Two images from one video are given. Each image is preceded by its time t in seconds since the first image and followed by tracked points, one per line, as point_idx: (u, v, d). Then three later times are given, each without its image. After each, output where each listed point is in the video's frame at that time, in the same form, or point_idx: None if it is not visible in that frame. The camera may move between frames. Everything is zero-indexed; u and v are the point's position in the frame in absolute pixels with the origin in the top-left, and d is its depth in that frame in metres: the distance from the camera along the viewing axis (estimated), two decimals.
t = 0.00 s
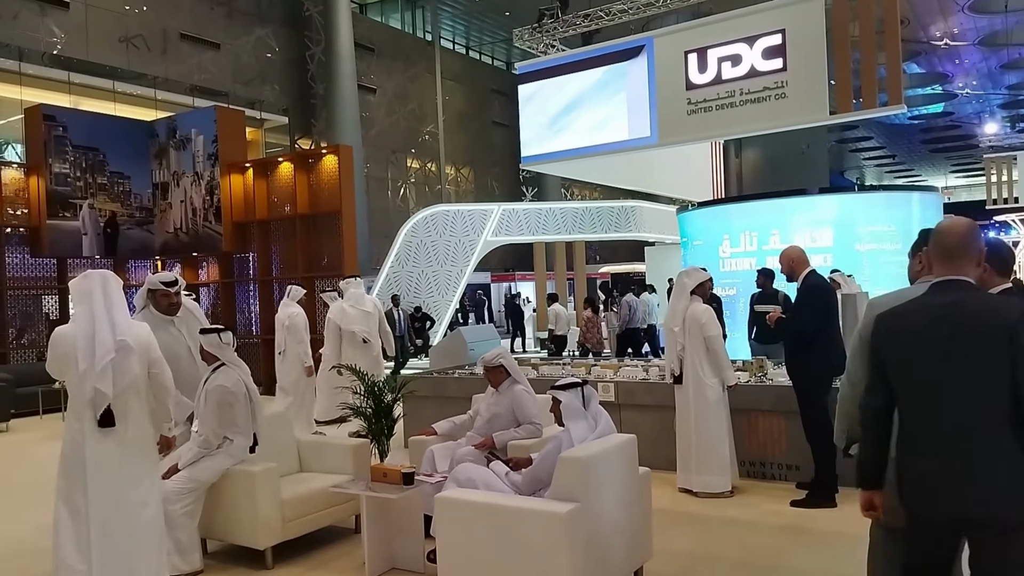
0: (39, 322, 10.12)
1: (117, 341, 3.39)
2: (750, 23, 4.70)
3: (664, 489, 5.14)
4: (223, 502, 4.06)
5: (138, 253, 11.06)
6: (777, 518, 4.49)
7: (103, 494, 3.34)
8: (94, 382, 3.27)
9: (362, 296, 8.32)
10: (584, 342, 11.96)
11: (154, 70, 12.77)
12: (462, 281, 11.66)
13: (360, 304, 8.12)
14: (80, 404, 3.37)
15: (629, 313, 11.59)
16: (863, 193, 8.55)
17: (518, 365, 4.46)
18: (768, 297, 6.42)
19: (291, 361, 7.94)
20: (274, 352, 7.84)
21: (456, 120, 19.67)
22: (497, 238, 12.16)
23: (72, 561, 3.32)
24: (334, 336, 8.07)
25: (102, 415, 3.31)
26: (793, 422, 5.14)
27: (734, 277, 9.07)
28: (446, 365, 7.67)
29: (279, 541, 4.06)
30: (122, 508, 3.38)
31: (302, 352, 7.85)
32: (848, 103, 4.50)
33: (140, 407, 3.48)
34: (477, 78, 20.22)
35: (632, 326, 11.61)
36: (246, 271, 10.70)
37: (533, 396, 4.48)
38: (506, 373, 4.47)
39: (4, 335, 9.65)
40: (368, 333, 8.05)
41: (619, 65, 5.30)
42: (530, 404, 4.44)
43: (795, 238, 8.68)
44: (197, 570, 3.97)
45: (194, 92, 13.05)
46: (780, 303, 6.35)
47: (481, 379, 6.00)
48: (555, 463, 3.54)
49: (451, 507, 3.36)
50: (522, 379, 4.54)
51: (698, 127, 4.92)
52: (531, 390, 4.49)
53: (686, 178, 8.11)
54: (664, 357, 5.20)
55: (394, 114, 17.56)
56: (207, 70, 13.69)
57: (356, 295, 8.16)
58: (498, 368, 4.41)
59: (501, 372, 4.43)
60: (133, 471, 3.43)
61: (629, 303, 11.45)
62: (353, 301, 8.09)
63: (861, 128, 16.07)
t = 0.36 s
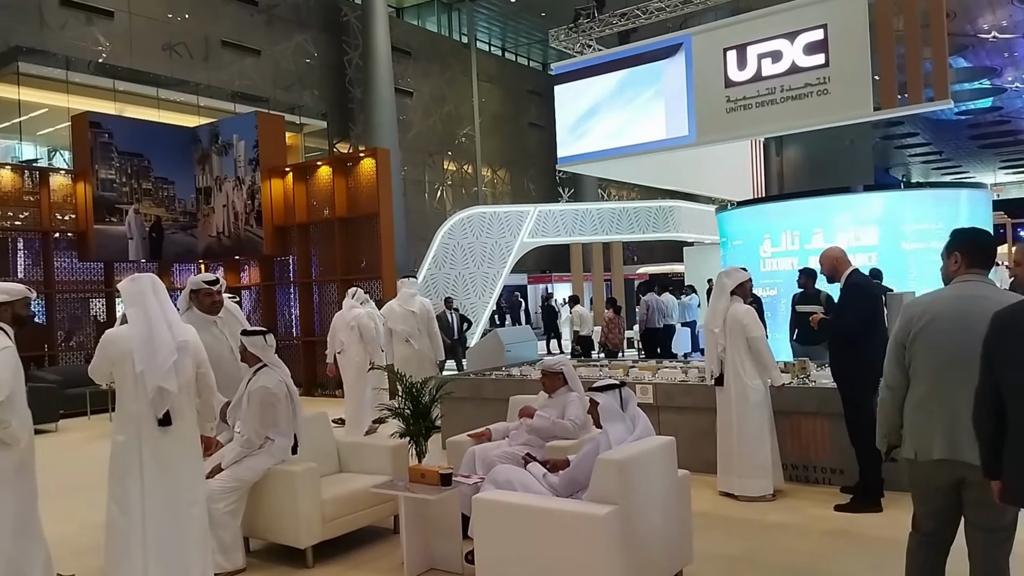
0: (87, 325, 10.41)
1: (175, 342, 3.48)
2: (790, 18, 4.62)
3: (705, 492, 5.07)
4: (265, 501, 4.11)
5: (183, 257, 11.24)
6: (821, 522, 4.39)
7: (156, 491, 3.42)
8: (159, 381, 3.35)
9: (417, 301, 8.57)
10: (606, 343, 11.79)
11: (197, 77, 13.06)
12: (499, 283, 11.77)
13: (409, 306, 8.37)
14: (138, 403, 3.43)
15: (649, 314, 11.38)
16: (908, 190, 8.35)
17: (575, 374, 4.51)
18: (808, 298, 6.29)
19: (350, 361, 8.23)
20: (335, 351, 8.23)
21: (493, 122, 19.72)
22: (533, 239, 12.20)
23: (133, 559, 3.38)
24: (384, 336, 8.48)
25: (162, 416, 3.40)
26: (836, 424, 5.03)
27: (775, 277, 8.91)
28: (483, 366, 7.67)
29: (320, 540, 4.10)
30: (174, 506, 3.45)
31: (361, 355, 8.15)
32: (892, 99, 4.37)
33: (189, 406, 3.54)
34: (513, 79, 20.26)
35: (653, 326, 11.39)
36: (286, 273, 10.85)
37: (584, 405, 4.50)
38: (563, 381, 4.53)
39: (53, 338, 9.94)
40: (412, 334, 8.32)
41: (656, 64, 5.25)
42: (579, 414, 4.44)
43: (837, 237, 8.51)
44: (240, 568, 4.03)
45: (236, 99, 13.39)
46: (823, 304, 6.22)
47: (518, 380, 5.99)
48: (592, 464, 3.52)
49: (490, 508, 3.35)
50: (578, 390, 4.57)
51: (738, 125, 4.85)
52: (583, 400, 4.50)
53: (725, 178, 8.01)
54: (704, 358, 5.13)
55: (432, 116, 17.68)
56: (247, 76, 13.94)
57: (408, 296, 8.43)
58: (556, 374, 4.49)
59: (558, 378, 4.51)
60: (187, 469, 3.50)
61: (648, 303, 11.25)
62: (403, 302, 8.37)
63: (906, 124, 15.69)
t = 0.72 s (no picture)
0: (138, 327, 10.67)
1: (220, 345, 3.55)
2: (836, 11, 4.52)
3: (749, 495, 4.99)
4: (310, 499, 4.17)
5: (229, 260, 11.50)
6: (870, 526, 4.29)
7: (204, 489, 3.48)
8: (206, 382, 3.42)
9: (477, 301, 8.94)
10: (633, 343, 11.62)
11: (241, 82, 13.37)
12: (537, 284, 11.80)
13: (470, 306, 8.70)
14: (185, 404, 3.52)
15: (681, 316, 11.28)
16: (961, 186, 8.09)
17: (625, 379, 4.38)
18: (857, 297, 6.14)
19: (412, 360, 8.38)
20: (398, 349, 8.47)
21: (532, 122, 19.72)
22: (573, 240, 12.24)
23: (182, 557, 3.46)
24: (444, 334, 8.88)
25: (208, 416, 3.47)
26: (886, 426, 4.91)
27: (822, 276, 8.72)
28: (524, 367, 7.66)
29: (364, 539, 4.14)
30: (221, 504, 3.51)
31: (424, 351, 8.39)
32: (942, 91, 4.23)
33: (236, 406, 3.61)
34: (552, 79, 20.26)
35: (685, 328, 11.29)
36: (329, 275, 10.99)
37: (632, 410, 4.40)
38: (613, 382, 4.41)
39: (105, 339, 10.22)
40: (472, 334, 8.68)
41: (697, 61, 5.18)
42: (625, 422, 4.38)
43: (887, 234, 8.29)
44: (287, 565, 4.09)
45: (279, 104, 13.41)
46: (872, 303, 6.08)
47: (559, 381, 5.97)
48: (635, 465, 3.49)
49: (530, 508, 3.35)
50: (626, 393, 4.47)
51: (782, 121, 4.76)
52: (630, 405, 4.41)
53: (769, 175, 7.88)
54: (749, 359, 5.05)
55: (471, 117, 17.76)
56: (289, 82, 14.18)
57: (469, 296, 8.75)
58: (606, 378, 4.36)
59: (607, 380, 4.39)
60: (233, 468, 3.56)
61: (681, 305, 11.14)
62: (464, 303, 8.69)
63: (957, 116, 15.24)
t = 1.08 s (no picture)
0: (190, 329, 10.91)
1: (255, 350, 3.59)
2: (887, 3, 4.39)
3: (800, 501, 4.88)
4: (355, 499, 4.20)
5: (276, 263, 11.70)
6: (927, 534, 4.15)
7: (245, 488, 3.55)
8: (236, 387, 3.52)
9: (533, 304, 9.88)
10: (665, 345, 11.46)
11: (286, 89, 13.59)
12: (579, 285, 11.89)
13: (525, 308, 9.69)
14: (228, 405, 3.60)
15: (717, 315, 11.15)
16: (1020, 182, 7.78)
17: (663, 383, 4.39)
18: (912, 298, 5.96)
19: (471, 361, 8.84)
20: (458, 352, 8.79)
21: (574, 123, 19.64)
22: (615, 241, 12.25)
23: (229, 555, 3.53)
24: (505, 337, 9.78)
25: (247, 417, 3.53)
26: (943, 432, 4.74)
27: (874, 275, 8.56)
28: (566, 369, 7.63)
29: (409, 540, 4.16)
30: (264, 503, 3.55)
31: (484, 351, 8.84)
32: (1000, 84, 4.07)
33: (279, 408, 3.66)
34: (593, 79, 20.18)
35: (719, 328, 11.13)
36: (373, 277, 11.10)
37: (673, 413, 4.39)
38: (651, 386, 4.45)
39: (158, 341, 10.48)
40: (527, 333, 9.59)
41: (742, 57, 5.08)
42: (666, 424, 4.35)
43: (942, 232, 8.05)
44: (333, 564, 4.13)
45: (324, 110, 13.94)
46: (927, 304, 5.90)
47: (603, 384, 5.91)
48: (680, 469, 3.44)
49: (572, 511, 3.32)
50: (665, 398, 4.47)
51: (832, 117, 4.64)
52: (671, 408, 4.39)
53: (817, 172, 7.71)
54: (798, 362, 4.94)
55: (512, 119, 17.80)
56: (334, 87, 14.39)
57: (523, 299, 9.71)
58: (642, 380, 4.40)
59: (643, 384, 4.43)
60: (276, 467, 3.60)
61: (716, 303, 11.00)
62: (519, 305, 9.68)
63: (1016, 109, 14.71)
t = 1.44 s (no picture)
0: (239, 331, 11.14)
1: (299, 350, 3.65)
2: None
3: (850, 506, 4.77)
4: (400, 499, 4.24)
5: (321, 266, 11.78)
6: (984, 541, 4.02)
7: (293, 487, 3.62)
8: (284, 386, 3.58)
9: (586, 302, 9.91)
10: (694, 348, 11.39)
11: (331, 95, 13.80)
12: (622, 285, 11.89)
13: (578, 308, 9.72)
14: (277, 404, 3.68)
15: (750, 318, 10.83)
16: None
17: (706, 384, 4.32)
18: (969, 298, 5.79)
19: (532, 359, 9.11)
20: (518, 351, 9.09)
21: (615, 123, 19.56)
22: (658, 241, 12.13)
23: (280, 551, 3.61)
24: (557, 334, 9.90)
25: (292, 416, 3.60)
26: (1001, 436, 4.59)
27: (927, 274, 8.36)
28: (609, 371, 7.58)
29: (452, 540, 4.18)
30: (311, 501, 3.62)
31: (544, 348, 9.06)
32: None
33: (325, 408, 3.71)
34: (635, 78, 20.08)
35: (753, 332, 10.83)
36: (415, 280, 11.20)
37: (717, 415, 4.32)
38: (693, 388, 4.38)
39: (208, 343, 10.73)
40: (582, 331, 9.56)
41: (788, 53, 4.98)
42: (710, 427, 4.29)
43: (1000, 230, 7.72)
44: (378, 563, 4.18)
45: (367, 114, 14.37)
46: (985, 304, 5.71)
47: (646, 386, 5.86)
48: (726, 472, 3.40)
49: (616, 513, 3.30)
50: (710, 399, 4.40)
51: (881, 113, 4.54)
52: (715, 410, 4.32)
53: (867, 170, 7.53)
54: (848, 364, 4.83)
55: (553, 120, 17.81)
56: (378, 92, 14.57)
57: (576, 298, 9.76)
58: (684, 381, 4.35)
59: (687, 385, 4.38)
60: (324, 464, 3.65)
61: (750, 306, 10.73)
62: (571, 304, 9.71)
63: None
